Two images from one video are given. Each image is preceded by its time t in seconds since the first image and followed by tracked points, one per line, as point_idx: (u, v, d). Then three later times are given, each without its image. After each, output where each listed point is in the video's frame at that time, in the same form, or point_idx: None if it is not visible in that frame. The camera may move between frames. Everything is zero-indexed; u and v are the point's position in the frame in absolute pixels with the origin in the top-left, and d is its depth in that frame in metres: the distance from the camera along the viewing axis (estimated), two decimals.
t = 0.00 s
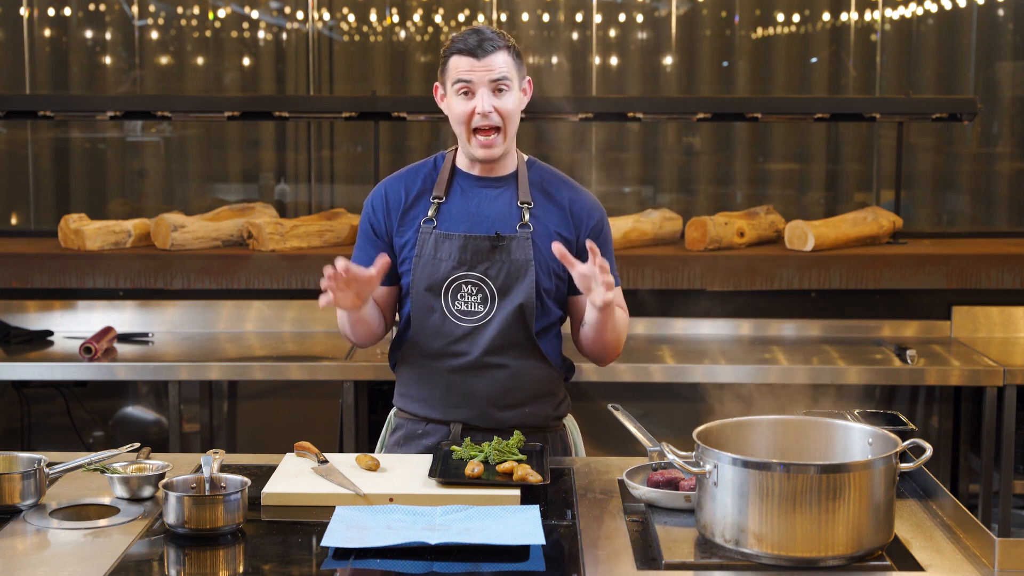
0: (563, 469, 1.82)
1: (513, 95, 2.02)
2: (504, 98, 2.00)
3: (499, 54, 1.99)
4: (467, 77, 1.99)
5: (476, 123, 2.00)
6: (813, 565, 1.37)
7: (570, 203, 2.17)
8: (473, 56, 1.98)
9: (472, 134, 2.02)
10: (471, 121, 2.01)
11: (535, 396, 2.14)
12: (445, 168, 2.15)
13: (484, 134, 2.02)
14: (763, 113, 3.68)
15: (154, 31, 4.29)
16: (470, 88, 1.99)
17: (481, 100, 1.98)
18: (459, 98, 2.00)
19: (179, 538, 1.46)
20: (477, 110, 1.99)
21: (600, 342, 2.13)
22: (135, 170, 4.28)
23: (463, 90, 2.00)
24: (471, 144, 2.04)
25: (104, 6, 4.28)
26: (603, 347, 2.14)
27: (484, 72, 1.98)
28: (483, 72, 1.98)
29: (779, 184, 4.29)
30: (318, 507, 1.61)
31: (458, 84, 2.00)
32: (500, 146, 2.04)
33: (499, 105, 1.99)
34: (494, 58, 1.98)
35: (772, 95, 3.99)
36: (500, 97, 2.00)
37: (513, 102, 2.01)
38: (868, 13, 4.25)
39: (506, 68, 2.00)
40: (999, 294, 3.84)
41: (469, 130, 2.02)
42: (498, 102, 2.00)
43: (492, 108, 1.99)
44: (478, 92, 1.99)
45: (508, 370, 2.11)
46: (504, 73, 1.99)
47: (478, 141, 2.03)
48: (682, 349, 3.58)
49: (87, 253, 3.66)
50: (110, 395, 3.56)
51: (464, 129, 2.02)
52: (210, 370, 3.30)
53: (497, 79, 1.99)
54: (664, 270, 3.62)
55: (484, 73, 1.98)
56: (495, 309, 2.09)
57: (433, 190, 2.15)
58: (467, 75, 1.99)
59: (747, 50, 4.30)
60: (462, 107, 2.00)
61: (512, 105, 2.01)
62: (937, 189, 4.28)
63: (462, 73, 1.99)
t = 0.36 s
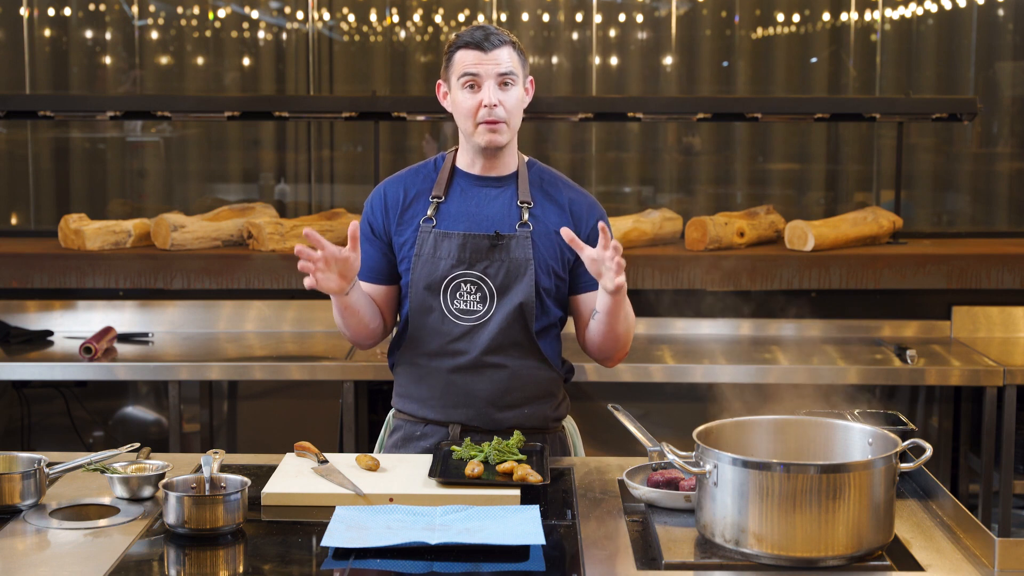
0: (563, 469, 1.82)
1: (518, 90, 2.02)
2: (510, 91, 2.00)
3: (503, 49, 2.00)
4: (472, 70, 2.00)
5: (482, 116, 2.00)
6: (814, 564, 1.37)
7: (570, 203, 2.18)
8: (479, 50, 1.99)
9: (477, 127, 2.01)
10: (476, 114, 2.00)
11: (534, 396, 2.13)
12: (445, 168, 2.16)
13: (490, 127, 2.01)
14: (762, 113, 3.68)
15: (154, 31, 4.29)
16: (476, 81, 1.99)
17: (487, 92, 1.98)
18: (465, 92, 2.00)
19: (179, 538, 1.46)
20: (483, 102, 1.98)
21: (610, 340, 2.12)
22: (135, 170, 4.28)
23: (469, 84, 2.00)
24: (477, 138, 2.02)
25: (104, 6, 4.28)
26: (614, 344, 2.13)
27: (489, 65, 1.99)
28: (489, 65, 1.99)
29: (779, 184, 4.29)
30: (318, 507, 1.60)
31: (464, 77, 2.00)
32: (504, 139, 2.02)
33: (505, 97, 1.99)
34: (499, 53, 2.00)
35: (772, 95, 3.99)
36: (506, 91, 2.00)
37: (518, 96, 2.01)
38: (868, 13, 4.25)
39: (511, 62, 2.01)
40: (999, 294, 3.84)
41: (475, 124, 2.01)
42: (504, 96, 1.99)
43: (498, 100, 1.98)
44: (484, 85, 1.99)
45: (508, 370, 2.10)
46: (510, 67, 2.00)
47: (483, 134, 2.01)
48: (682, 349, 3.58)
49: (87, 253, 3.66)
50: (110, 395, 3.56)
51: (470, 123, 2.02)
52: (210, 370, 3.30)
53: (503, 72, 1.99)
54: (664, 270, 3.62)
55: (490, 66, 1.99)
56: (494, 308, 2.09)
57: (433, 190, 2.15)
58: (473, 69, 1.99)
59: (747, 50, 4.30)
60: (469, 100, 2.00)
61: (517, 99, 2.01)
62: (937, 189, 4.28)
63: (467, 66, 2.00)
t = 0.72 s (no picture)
0: (563, 469, 1.82)
1: (522, 89, 2.03)
2: (513, 90, 2.01)
3: (507, 48, 2.01)
4: (476, 68, 2.00)
5: (485, 114, 2.00)
6: (814, 564, 1.37)
7: (570, 204, 2.17)
8: (483, 48, 2.00)
9: (480, 124, 2.01)
10: (480, 112, 2.00)
11: (534, 397, 2.14)
12: (446, 169, 2.16)
13: (492, 125, 2.01)
14: (762, 113, 3.68)
15: (154, 31, 4.29)
16: (480, 79, 2.00)
17: (491, 89, 1.98)
18: (468, 89, 2.00)
19: (179, 538, 1.46)
20: (487, 100, 1.98)
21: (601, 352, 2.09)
22: (135, 170, 4.28)
23: (473, 81, 2.00)
24: (479, 136, 2.02)
25: (104, 6, 4.28)
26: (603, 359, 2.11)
27: (494, 63, 2.00)
28: (493, 63, 2.00)
29: (779, 184, 4.29)
30: (318, 507, 1.61)
31: (468, 75, 2.00)
32: (507, 137, 2.02)
33: (508, 95, 1.99)
34: (504, 51, 2.00)
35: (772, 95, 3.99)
36: (509, 89, 2.00)
37: (521, 95, 2.02)
38: (868, 13, 4.25)
39: (514, 61, 2.01)
40: (999, 294, 3.84)
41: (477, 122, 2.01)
42: (507, 94, 2.00)
43: (501, 98, 1.99)
44: (488, 82, 1.99)
45: (508, 370, 2.11)
46: (513, 66, 2.01)
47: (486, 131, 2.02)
48: (682, 349, 3.58)
49: (87, 253, 3.66)
50: (111, 395, 3.56)
51: (472, 120, 2.01)
52: (209, 370, 3.30)
53: (507, 70, 2.00)
54: (664, 270, 3.62)
55: (494, 64, 2.00)
56: (495, 309, 2.09)
57: (434, 190, 2.15)
58: (477, 66, 2.00)
59: (747, 50, 4.31)
60: (472, 97, 2.00)
61: (520, 98, 2.01)
62: (937, 189, 4.28)
63: (472, 64, 2.00)
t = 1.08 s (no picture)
0: (563, 469, 1.82)
1: (522, 89, 2.02)
2: (513, 90, 2.00)
3: (508, 47, 2.01)
4: (477, 67, 2.00)
5: (484, 112, 1.99)
6: (814, 564, 1.37)
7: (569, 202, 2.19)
8: (483, 47, 1.99)
9: (479, 123, 2.01)
10: (479, 111, 2.00)
11: (535, 396, 2.13)
12: (445, 168, 2.15)
13: (491, 124, 2.00)
14: (762, 113, 3.68)
15: (154, 31, 4.29)
16: (480, 77, 1.99)
17: (490, 88, 1.98)
18: (468, 87, 2.00)
19: (179, 538, 1.46)
20: (486, 98, 1.98)
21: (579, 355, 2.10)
22: (135, 170, 4.28)
23: (473, 80, 2.00)
24: (477, 134, 2.02)
25: (104, 6, 4.28)
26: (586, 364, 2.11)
27: (494, 63, 1.99)
28: (494, 62, 1.99)
29: (779, 184, 4.29)
30: (318, 507, 1.60)
31: (468, 73, 2.00)
32: (505, 137, 2.02)
33: (508, 95, 1.99)
34: (505, 49, 2.00)
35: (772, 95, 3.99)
36: (510, 89, 2.00)
37: (521, 96, 2.01)
38: (868, 13, 4.24)
39: (515, 60, 2.01)
40: (999, 294, 3.84)
41: (476, 120, 2.01)
42: (506, 93, 1.99)
43: (501, 97, 1.98)
44: (488, 82, 1.99)
45: (509, 369, 2.11)
46: (514, 66, 2.00)
47: (485, 130, 2.01)
48: (682, 349, 3.58)
49: (87, 253, 3.66)
50: (110, 395, 3.56)
51: (472, 118, 2.01)
52: (209, 370, 3.30)
53: (507, 70, 1.99)
54: (664, 270, 3.62)
55: (495, 63, 1.99)
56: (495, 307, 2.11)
57: (435, 189, 2.14)
58: (478, 65, 1.99)
59: (747, 50, 4.31)
60: (472, 96, 2.00)
61: (520, 97, 2.01)
62: (937, 189, 4.28)
63: (472, 63, 2.00)
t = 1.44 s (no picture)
0: (563, 469, 1.82)
1: (525, 100, 2.03)
2: (517, 102, 2.01)
3: (513, 57, 2.00)
4: (482, 79, 1.99)
5: (487, 125, 2.00)
6: (814, 564, 1.37)
7: (569, 203, 2.19)
8: (489, 58, 1.98)
9: (482, 135, 2.02)
10: (484, 123, 2.00)
11: (534, 396, 2.13)
12: (442, 169, 2.15)
13: (493, 137, 2.01)
14: (763, 113, 3.68)
15: (154, 31, 4.29)
16: (485, 90, 1.99)
17: (495, 102, 1.98)
18: (472, 99, 2.00)
19: (179, 538, 1.46)
20: (490, 112, 1.99)
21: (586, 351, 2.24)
22: (135, 170, 4.28)
23: (477, 91, 1.99)
24: (479, 145, 2.03)
25: (104, 6, 4.28)
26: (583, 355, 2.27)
27: (500, 75, 1.99)
28: (499, 74, 1.99)
29: (779, 184, 4.29)
30: (318, 507, 1.60)
31: (473, 84, 1.99)
32: (508, 149, 2.04)
33: (513, 108, 2.00)
34: (509, 61, 1.99)
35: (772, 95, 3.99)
36: (514, 102, 2.00)
37: (524, 108, 2.02)
38: (868, 13, 4.24)
39: (519, 72, 2.01)
40: (999, 294, 3.84)
41: (478, 131, 2.02)
42: (510, 107, 2.00)
43: (505, 111, 1.99)
44: (494, 94, 1.99)
45: (508, 370, 2.10)
46: (518, 77, 2.00)
47: (486, 141, 2.02)
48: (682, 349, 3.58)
49: (87, 253, 3.66)
50: (110, 395, 3.56)
51: (474, 129, 2.02)
52: (210, 370, 3.30)
53: (513, 82, 1.99)
54: (664, 270, 3.62)
55: (500, 76, 1.99)
56: (494, 310, 2.10)
57: (431, 192, 2.14)
58: (483, 77, 1.99)
59: (747, 50, 4.31)
60: (476, 108, 2.00)
61: (523, 110, 2.02)
62: (937, 189, 4.28)
63: (477, 75, 1.99)
